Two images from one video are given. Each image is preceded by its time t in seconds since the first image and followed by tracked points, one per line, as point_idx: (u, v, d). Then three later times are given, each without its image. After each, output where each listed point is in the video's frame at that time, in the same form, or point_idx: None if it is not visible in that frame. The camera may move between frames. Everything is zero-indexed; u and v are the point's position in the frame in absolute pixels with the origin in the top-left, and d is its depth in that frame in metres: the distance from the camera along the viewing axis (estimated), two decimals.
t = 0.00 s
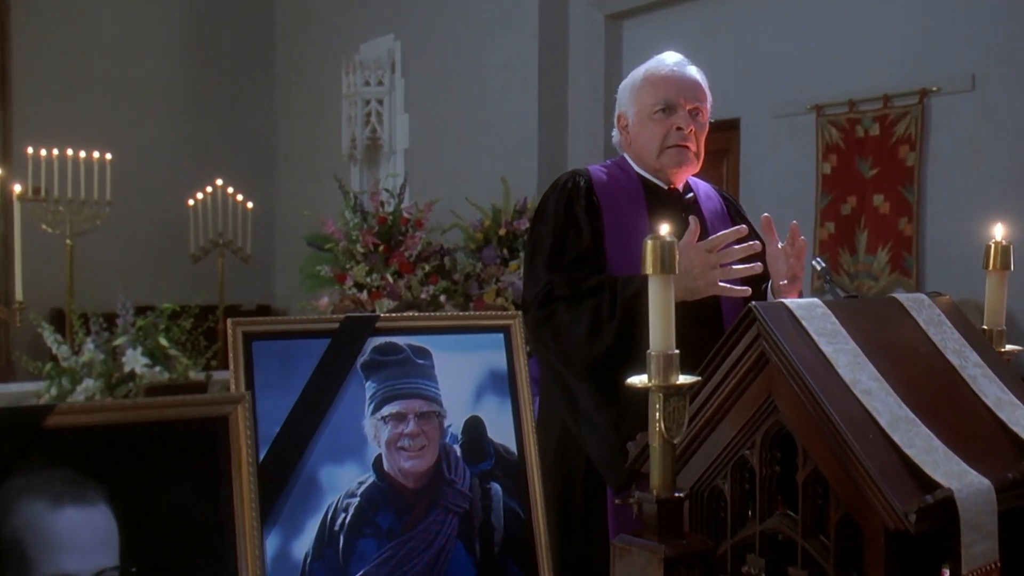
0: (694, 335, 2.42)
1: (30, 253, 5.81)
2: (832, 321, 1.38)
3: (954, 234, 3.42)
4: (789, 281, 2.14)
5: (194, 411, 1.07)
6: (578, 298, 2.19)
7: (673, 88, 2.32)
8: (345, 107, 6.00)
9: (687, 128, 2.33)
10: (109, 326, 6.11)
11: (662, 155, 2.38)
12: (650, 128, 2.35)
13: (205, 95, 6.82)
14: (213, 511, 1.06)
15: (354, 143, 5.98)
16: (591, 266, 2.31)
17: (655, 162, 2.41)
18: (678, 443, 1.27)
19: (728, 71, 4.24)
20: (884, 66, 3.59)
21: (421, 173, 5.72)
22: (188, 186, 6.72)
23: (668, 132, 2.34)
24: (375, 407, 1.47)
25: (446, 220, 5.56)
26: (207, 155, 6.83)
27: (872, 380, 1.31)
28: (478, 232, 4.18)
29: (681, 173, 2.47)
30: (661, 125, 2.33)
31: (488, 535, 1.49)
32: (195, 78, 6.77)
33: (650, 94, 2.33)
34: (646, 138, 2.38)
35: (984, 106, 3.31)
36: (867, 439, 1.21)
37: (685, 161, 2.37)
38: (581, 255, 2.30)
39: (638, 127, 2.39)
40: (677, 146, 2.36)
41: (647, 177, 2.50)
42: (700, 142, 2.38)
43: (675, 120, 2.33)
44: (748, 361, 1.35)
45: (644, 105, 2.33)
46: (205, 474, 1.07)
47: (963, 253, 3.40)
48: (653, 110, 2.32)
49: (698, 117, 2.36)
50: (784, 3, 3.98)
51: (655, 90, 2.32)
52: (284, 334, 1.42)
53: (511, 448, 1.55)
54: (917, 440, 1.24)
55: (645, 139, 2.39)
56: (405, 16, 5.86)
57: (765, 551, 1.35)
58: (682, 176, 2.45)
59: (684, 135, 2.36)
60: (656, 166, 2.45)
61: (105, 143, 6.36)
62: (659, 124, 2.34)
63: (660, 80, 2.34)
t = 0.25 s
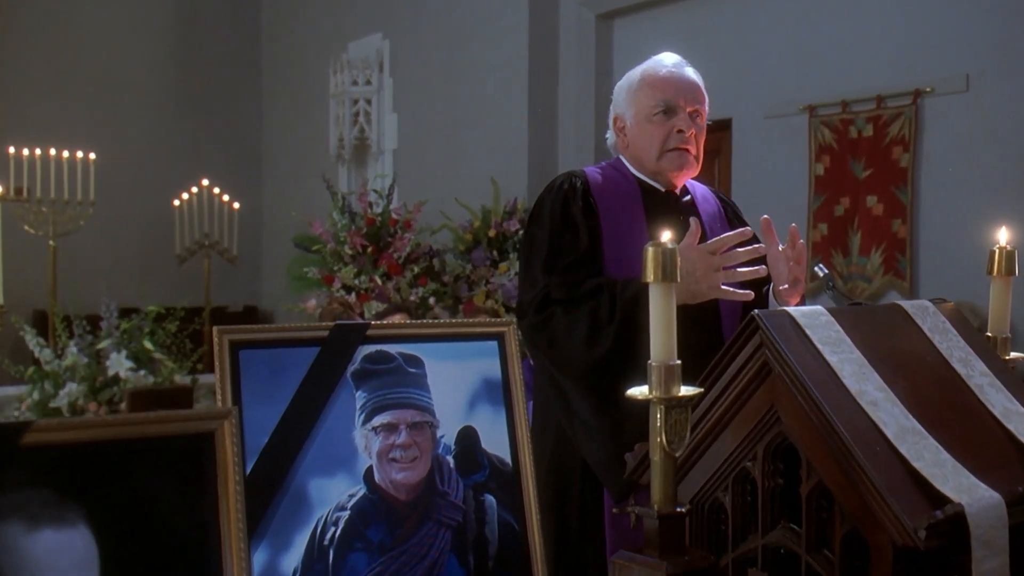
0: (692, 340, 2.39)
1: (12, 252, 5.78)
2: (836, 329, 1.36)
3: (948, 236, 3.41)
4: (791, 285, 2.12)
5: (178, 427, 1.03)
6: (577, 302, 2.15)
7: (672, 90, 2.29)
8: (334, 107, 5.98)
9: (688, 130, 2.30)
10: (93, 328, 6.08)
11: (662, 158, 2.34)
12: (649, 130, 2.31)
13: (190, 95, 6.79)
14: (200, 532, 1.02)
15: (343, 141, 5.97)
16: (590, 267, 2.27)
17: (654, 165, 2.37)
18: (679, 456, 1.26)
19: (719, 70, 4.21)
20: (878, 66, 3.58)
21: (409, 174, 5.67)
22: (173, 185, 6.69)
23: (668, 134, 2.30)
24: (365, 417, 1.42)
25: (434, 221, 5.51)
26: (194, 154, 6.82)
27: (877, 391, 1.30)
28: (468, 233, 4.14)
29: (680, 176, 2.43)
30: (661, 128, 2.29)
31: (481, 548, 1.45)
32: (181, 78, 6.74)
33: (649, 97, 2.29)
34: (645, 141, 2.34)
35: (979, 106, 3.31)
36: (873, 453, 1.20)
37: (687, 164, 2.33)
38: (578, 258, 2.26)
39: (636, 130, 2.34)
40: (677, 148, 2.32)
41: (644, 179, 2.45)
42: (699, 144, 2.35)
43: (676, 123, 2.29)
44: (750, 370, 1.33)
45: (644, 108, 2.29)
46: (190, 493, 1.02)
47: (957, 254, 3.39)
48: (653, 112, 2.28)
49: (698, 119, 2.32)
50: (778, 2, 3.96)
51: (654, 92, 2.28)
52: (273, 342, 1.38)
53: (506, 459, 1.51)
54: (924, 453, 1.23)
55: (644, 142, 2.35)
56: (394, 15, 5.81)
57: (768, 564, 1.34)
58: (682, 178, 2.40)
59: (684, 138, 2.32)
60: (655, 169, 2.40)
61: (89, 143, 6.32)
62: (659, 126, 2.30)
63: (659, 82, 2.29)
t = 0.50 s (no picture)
0: (687, 345, 2.37)
1: None
2: (837, 337, 1.36)
3: (937, 238, 3.40)
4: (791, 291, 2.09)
5: (157, 443, 1.08)
6: (572, 307, 2.08)
7: (673, 88, 2.27)
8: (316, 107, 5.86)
9: (691, 128, 2.28)
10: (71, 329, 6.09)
11: (665, 158, 2.30)
12: (649, 130, 2.28)
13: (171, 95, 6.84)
14: (178, 543, 1.08)
15: (326, 142, 5.88)
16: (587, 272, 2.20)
17: (655, 165, 2.33)
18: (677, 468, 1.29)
19: (708, 70, 4.20)
20: (867, 67, 3.57)
21: (394, 174, 5.64)
22: (155, 185, 6.74)
23: (672, 133, 2.27)
24: (352, 427, 1.39)
25: (420, 222, 5.46)
26: (176, 154, 6.86)
27: (879, 400, 1.29)
28: (454, 235, 4.11)
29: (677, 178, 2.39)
30: (666, 126, 2.26)
31: (471, 562, 1.41)
32: (162, 78, 6.79)
33: (650, 95, 2.26)
34: (646, 141, 2.30)
35: (968, 107, 3.29)
36: (876, 463, 1.18)
37: (690, 162, 2.30)
38: (576, 261, 2.19)
39: (637, 130, 2.30)
40: (681, 147, 2.29)
41: (638, 180, 2.41)
42: (699, 143, 2.33)
43: (678, 121, 2.27)
44: (749, 380, 1.33)
45: (647, 106, 2.25)
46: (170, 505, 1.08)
47: (946, 255, 3.38)
48: (657, 110, 2.26)
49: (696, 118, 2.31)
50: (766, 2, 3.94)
51: (657, 90, 2.26)
52: (256, 351, 1.36)
53: (497, 470, 1.47)
54: (928, 464, 1.21)
55: (645, 142, 2.31)
56: (379, 14, 5.76)
57: None
58: (680, 179, 2.37)
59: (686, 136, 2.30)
60: (652, 170, 2.37)
61: (71, 143, 6.41)
62: (663, 125, 2.26)
63: (659, 81, 2.27)
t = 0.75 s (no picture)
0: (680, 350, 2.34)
1: None
2: (836, 345, 1.41)
3: (925, 239, 3.39)
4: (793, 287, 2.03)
5: (134, 460, 1.08)
6: (565, 309, 2.04)
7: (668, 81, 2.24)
8: (299, 105, 5.83)
9: (691, 119, 2.23)
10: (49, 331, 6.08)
11: (669, 150, 2.24)
12: (651, 120, 2.21)
13: (150, 95, 6.82)
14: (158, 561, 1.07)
15: (308, 142, 5.82)
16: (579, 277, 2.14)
17: (656, 159, 2.26)
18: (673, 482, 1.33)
19: (694, 71, 4.19)
20: (856, 67, 3.57)
21: (378, 173, 5.60)
22: (134, 185, 6.73)
23: (674, 123, 2.21)
24: (336, 438, 1.35)
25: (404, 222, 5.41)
26: (155, 154, 6.84)
27: (881, 411, 1.33)
28: (438, 235, 4.07)
29: (675, 174, 2.32)
30: (667, 116, 2.20)
31: None
32: (141, 77, 6.78)
33: (647, 88, 2.21)
34: (647, 134, 2.23)
35: (956, 107, 3.29)
36: (880, 477, 1.22)
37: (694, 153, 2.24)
38: (569, 263, 2.15)
39: (637, 124, 2.23)
40: (683, 138, 2.23)
41: (634, 179, 2.33)
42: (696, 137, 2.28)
43: (678, 111, 2.22)
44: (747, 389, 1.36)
45: (646, 97, 2.20)
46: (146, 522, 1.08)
47: (935, 257, 3.37)
48: (656, 101, 2.21)
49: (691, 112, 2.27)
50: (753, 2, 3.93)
51: (653, 83, 2.22)
52: (238, 358, 1.33)
53: (487, 482, 1.42)
54: (932, 476, 1.26)
55: (646, 136, 2.24)
56: (361, 12, 5.71)
57: None
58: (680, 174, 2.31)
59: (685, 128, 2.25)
60: (651, 166, 2.30)
61: (47, 143, 6.40)
62: (665, 116, 2.21)
63: (654, 75, 2.24)
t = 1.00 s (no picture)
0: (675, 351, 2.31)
1: None
2: (842, 350, 1.41)
3: (920, 237, 3.44)
4: (804, 293, 1.90)
5: (111, 476, 1.14)
6: (555, 310, 2.00)
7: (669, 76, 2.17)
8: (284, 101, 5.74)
9: (694, 115, 2.16)
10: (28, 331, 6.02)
11: (669, 148, 2.17)
12: (652, 117, 2.14)
13: (133, 91, 6.77)
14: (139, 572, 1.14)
15: (295, 138, 5.70)
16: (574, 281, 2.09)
17: (656, 157, 2.20)
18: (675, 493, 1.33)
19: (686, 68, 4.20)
20: (852, 65, 3.61)
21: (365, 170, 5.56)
22: (117, 181, 6.67)
23: (675, 120, 2.15)
24: (325, 446, 1.31)
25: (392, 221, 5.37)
26: (138, 150, 6.80)
27: (889, 419, 1.33)
28: (427, 234, 4.05)
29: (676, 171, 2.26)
30: (668, 113, 2.14)
31: None
32: (124, 72, 6.73)
33: (648, 84, 2.15)
34: (647, 132, 2.17)
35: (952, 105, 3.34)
36: (888, 486, 1.22)
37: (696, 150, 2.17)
38: (563, 264, 2.10)
39: (636, 121, 2.17)
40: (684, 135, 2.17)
41: (634, 178, 2.26)
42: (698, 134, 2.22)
43: (679, 107, 2.16)
44: (751, 395, 1.36)
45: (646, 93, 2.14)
46: (122, 533, 1.14)
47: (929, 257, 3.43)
48: (656, 97, 2.14)
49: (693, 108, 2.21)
50: None
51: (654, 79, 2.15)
52: (222, 364, 1.28)
53: (481, 490, 1.38)
54: (942, 486, 1.26)
55: (646, 133, 2.17)
56: (350, 7, 5.69)
57: None
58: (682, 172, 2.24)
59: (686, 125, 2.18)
60: (652, 163, 2.24)
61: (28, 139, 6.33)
62: (665, 112, 2.14)
63: (655, 70, 2.17)
